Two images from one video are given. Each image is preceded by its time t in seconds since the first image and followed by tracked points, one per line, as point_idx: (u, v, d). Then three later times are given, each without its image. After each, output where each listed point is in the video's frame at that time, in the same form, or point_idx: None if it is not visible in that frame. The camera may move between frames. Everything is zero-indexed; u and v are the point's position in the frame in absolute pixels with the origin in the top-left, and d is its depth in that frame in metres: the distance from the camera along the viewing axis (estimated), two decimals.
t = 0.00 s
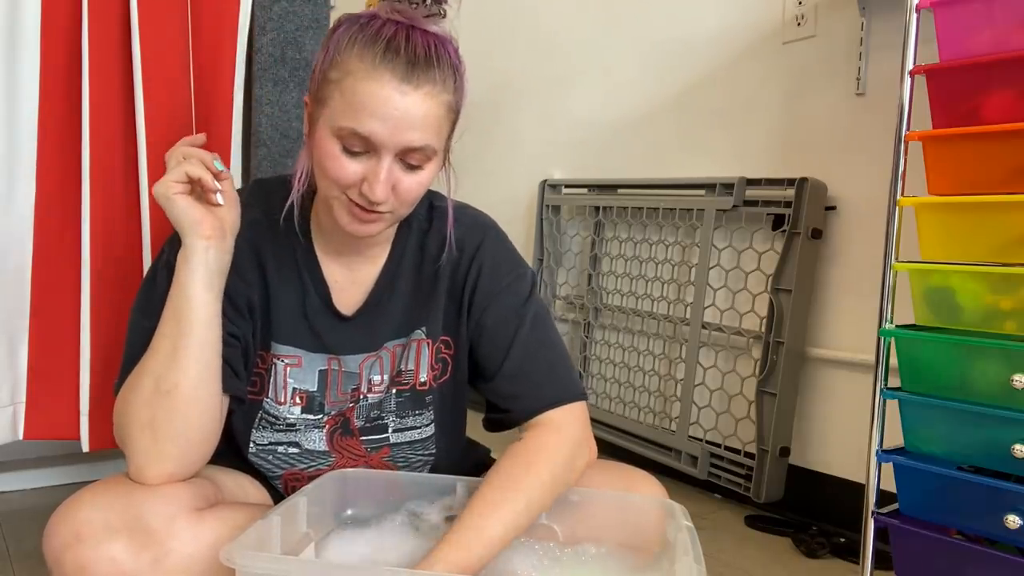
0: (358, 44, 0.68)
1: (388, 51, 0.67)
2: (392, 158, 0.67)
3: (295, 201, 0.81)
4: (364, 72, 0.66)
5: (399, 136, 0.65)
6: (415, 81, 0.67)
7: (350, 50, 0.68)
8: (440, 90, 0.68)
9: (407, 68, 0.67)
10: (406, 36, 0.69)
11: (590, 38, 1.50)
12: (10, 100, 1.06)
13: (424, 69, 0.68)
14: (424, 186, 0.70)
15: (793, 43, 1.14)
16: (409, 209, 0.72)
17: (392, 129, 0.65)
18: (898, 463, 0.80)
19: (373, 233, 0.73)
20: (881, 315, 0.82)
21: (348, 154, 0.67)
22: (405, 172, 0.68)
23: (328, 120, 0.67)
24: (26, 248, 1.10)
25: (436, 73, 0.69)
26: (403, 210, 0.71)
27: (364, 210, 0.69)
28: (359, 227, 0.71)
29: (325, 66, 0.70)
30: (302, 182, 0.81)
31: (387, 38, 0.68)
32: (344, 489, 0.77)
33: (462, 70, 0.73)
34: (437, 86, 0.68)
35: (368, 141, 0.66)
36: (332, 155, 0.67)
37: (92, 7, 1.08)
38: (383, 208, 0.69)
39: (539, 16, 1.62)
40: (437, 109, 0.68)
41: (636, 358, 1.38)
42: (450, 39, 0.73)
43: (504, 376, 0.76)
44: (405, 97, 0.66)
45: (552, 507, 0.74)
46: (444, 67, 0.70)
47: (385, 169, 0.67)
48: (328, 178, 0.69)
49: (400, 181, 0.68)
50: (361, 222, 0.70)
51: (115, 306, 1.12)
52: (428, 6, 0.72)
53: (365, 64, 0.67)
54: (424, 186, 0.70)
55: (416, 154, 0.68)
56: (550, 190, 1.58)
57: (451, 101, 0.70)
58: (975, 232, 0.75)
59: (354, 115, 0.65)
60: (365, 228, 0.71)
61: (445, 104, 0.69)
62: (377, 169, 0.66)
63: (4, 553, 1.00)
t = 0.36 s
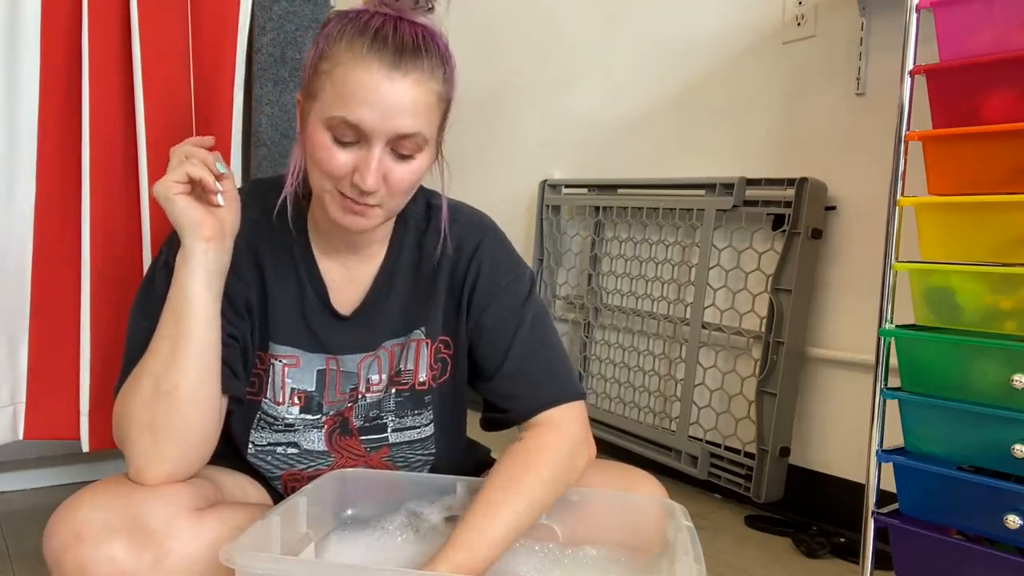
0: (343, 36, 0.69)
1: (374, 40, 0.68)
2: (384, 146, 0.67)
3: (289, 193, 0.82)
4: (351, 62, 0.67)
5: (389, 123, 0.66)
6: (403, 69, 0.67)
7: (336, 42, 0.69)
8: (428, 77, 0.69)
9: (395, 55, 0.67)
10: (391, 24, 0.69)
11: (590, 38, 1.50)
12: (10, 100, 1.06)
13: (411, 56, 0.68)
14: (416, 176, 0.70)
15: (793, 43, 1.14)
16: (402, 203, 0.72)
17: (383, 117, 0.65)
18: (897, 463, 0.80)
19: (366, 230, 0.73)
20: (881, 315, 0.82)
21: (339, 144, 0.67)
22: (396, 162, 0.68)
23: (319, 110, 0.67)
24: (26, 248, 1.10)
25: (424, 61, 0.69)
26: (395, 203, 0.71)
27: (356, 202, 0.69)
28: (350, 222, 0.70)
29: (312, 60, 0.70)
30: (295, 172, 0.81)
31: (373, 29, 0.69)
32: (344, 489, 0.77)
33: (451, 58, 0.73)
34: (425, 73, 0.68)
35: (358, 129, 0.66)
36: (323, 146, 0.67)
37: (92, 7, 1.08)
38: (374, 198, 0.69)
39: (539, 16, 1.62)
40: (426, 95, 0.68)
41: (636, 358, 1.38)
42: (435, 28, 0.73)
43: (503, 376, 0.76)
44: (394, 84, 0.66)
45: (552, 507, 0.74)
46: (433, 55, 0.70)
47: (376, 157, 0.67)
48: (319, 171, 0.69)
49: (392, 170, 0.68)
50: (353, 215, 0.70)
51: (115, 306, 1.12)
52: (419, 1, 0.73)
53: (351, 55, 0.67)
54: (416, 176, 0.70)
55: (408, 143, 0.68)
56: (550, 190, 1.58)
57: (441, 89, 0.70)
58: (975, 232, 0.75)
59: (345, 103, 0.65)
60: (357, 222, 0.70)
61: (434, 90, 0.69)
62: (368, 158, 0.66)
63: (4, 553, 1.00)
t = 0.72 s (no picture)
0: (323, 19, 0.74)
1: (347, 14, 0.73)
2: (360, 106, 0.70)
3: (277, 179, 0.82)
4: (326, 33, 0.72)
5: (362, 80, 0.69)
6: (374, 35, 0.71)
7: (316, 25, 0.74)
8: (401, 44, 0.73)
9: (365, 23, 0.72)
10: None
11: (590, 38, 1.50)
12: (11, 100, 1.06)
13: (383, 25, 0.73)
14: (398, 140, 0.71)
15: (793, 43, 1.14)
16: (388, 178, 0.73)
17: (355, 78, 0.69)
18: (897, 463, 0.80)
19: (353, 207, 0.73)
20: (881, 315, 0.82)
21: (319, 109, 0.70)
22: (375, 123, 0.70)
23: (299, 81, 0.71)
24: (27, 249, 1.10)
25: (395, 30, 0.73)
26: (380, 172, 0.71)
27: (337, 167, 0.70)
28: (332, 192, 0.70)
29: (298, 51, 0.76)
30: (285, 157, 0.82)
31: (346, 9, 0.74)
32: (344, 489, 0.77)
33: (433, 42, 0.78)
34: (398, 40, 0.73)
35: (333, 89, 0.69)
36: (303, 115, 0.70)
37: (92, 7, 1.08)
38: (354, 159, 0.70)
39: (539, 16, 1.62)
40: (400, 59, 0.72)
41: (636, 358, 1.38)
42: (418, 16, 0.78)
43: (502, 375, 0.76)
44: (364, 48, 0.70)
45: (552, 507, 0.74)
46: (404, 27, 0.74)
47: (352, 114, 0.69)
48: (302, 143, 0.70)
49: (370, 130, 0.70)
50: (335, 181, 0.70)
51: (116, 307, 1.13)
52: None
53: (326, 29, 0.72)
54: (398, 142, 0.71)
55: (384, 104, 0.71)
56: (550, 190, 1.58)
57: (413, 56, 0.74)
58: (975, 233, 0.75)
59: (319, 67, 0.70)
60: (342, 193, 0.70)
61: (409, 57, 0.73)
62: (345, 116, 0.69)
63: (4, 553, 1.00)
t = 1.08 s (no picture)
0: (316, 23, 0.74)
1: (339, 16, 0.73)
2: (354, 107, 0.70)
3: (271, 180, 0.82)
4: (320, 36, 0.72)
5: (355, 81, 0.70)
6: (367, 35, 0.72)
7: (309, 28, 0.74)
8: (393, 43, 0.73)
9: (358, 24, 0.72)
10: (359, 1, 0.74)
11: (590, 38, 1.50)
12: (11, 100, 1.06)
13: (375, 25, 0.73)
14: (392, 138, 0.71)
15: (793, 43, 1.14)
16: (386, 178, 0.72)
17: (348, 78, 0.70)
18: (897, 463, 0.80)
19: (350, 209, 0.72)
20: (881, 315, 0.82)
21: (313, 110, 0.70)
22: (369, 123, 0.70)
23: (293, 87, 0.72)
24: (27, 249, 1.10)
25: (389, 30, 0.73)
26: (375, 171, 0.71)
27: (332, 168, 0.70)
28: (328, 192, 0.70)
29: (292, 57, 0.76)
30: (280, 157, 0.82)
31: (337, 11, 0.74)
32: (344, 489, 0.77)
33: (427, 43, 0.78)
34: (390, 40, 0.73)
35: (327, 91, 0.70)
36: (297, 117, 0.70)
37: (92, 7, 1.08)
38: (349, 159, 0.69)
39: (539, 16, 1.62)
40: (393, 59, 0.72)
41: (636, 358, 1.38)
42: (411, 15, 0.78)
43: (502, 376, 0.76)
44: (356, 48, 0.71)
45: (553, 507, 0.74)
46: (398, 27, 0.74)
47: (346, 115, 0.70)
48: (297, 145, 0.71)
49: (364, 129, 0.70)
50: (332, 182, 0.70)
51: (115, 308, 1.12)
52: None
53: (319, 32, 0.72)
54: (394, 141, 0.71)
55: (378, 105, 0.71)
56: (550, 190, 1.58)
57: (407, 55, 0.74)
58: (975, 233, 0.75)
59: (312, 71, 0.70)
60: (338, 193, 0.70)
61: (403, 58, 0.73)
62: (338, 117, 0.69)
63: (5, 553, 1.00)
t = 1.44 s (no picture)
0: (317, 22, 0.74)
1: (341, 16, 0.73)
2: (355, 108, 0.70)
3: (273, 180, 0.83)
4: (321, 36, 0.72)
5: (356, 82, 0.70)
6: (368, 35, 0.71)
7: (311, 28, 0.74)
8: (394, 44, 0.73)
9: (359, 25, 0.72)
10: (360, 0, 0.74)
11: (590, 38, 1.50)
12: (10, 100, 1.06)
13: (376, 26, 0.73)
14: (393, 139, 0.71)
15: (793, 43, 1.14)
16: (387, 180, 0.73)
17: (349, 79, 0.69)
18: (897, 463, 0.80)
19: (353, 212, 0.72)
20: (881, 315, 0.82)
21: (314, 111, 0.70)
22: (371, 125, 0.70)
23: (295, 87, 0.72)
24: (27, 249, 1.10)
25: (391, 30, 0.73)
26: (376, 172, 0.71)
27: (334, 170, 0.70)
28: (329, 194, 0.70)
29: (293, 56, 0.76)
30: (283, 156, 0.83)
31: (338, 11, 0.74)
32: (344, 489, 0.77)
33: (429, 43, 0.78)
34: (391, 41, 0.73)
35: (328, 92, 0.70)
36: (300, 119, 0.70)
37: (92, 7, 1.08)
38: (351, 161, 0.70)
39: (538, 16, 1.62)
40: (395, 59, 0.72)
41: (636, 358, 1.38)
42: (412, 15, 0.78)
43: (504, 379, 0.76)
44: (357, 48, 0.71)
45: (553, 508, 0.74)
46: (400, 27, 0.74)
47: (347, 115, 0.70)
48: (299, 146, 0.71)
49: (365, 131, 0.70)
50: (333, 184, 0.70)
51: (115, 308, 1.12)
52: None
53: (321, 32, 0.72)
54: (395, 143, 0.71)
55: (380, 106, 0.71)
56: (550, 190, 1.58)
57: (409, 55, 0.74)
58: (975, 233, 0.75)
59: (313, 71, 0.70)
60: (339, 195, 0.70)
61: (404, 59, 0.73)
62: (340, 118, 0.69)
63: (4, 554, 1.00)
